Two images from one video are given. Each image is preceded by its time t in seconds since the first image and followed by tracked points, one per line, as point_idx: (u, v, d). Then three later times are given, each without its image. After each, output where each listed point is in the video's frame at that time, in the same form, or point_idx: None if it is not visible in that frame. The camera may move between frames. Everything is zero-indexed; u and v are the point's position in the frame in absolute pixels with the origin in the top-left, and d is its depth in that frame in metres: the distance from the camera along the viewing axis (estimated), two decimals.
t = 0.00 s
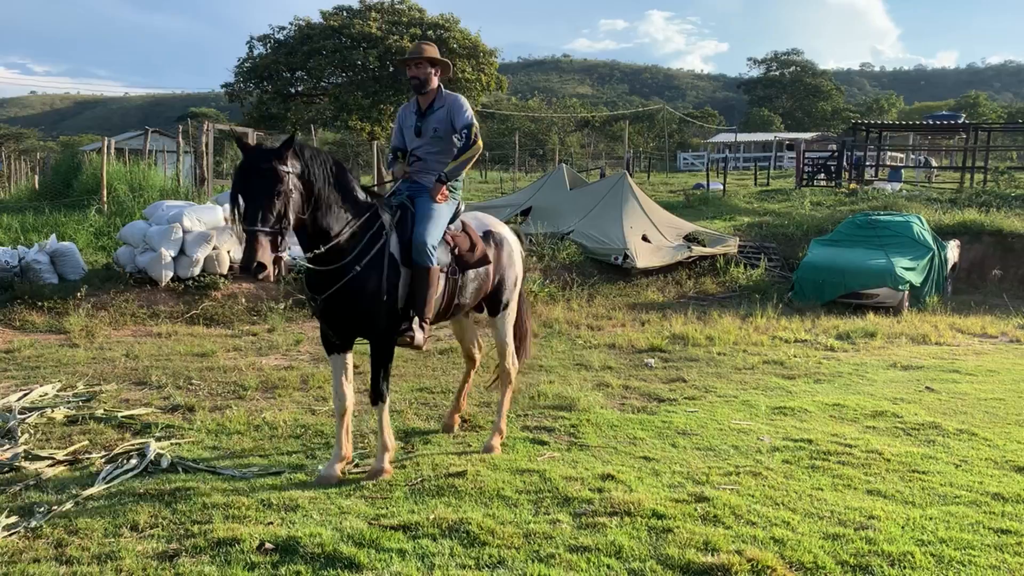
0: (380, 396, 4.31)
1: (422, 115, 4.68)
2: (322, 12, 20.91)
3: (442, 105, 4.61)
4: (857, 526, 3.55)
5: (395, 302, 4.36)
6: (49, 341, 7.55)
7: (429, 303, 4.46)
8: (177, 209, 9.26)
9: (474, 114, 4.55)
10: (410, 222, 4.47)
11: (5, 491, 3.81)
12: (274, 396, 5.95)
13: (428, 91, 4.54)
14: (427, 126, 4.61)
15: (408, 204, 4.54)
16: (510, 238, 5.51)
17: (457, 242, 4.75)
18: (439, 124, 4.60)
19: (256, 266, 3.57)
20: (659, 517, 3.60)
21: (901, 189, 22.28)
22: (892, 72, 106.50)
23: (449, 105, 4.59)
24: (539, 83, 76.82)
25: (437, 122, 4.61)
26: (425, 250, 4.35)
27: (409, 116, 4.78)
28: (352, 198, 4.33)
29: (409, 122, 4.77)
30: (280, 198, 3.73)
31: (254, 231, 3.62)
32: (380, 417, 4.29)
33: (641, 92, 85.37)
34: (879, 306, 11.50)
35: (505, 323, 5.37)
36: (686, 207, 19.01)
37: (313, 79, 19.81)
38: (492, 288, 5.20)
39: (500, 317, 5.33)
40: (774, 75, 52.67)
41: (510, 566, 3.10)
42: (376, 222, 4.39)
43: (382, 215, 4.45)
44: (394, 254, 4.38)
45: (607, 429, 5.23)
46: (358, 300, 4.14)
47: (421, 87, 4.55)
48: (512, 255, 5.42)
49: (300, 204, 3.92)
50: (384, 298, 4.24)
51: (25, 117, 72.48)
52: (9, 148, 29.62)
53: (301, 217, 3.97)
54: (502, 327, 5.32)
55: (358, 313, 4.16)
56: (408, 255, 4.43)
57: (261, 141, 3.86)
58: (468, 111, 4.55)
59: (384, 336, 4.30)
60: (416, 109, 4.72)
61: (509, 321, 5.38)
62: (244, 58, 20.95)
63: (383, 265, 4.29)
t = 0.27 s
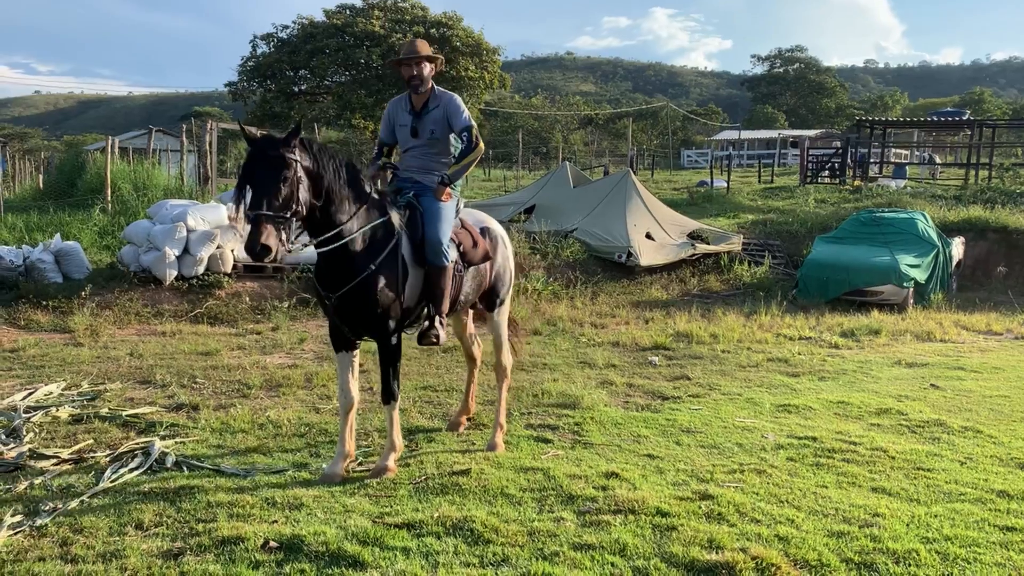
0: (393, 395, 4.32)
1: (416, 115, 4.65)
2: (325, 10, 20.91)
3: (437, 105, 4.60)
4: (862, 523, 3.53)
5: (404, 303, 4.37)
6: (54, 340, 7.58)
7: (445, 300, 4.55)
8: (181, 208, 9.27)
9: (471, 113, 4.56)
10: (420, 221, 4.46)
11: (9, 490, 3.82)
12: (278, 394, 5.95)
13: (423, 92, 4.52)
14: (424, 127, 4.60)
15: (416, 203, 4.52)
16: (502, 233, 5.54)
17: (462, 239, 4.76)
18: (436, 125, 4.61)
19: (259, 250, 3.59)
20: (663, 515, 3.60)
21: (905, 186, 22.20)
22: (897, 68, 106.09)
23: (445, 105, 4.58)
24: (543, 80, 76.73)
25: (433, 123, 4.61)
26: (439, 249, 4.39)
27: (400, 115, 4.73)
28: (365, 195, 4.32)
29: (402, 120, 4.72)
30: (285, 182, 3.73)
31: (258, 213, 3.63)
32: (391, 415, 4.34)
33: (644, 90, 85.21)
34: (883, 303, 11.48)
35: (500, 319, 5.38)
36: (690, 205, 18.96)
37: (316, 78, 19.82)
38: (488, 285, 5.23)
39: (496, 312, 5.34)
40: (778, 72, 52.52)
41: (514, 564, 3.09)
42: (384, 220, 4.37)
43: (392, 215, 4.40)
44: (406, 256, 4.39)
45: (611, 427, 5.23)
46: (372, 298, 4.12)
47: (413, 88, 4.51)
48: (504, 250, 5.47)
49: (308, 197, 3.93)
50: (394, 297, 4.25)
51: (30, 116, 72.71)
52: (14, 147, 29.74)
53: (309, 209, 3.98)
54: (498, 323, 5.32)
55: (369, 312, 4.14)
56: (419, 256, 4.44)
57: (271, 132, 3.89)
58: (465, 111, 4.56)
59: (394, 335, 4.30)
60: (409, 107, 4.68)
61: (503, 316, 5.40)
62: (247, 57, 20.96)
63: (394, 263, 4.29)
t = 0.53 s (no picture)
0: (398, 395, 4.32)
1: (418, 113, 4.64)
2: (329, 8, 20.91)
3: (439, 101, 4.59)
4: (866, 521, 3.52)
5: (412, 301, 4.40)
6: (60, 338, 7.60)
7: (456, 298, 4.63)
8: (185, 206, 9.29)
9: (474, 110, 4.59)
10: (428, 220, 4.53)
11: (15, 487, 3.84)
12: (283, 391, 5.96)
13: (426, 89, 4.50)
14: (428, 125, 4.60)
15: (424, 202, 4.59)
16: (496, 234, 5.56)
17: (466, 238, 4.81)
18: (439, 122, 4.60)
19: (263, 245, 3.53)
20: (667, 512, 3.59)
21: (911, 183, 22.12)
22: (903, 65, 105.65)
23: (448, 102, 4.58)
24: (547, 78, 76.63)
25: (437, 121, 4.60)
26: (449, 250, 4.48)
27: (402, 113, 4.70)
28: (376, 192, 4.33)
29: (404, 119, 4.71)
30: (294, 179, 3.68)
31: (265, 209, 3.59)
32: (396, 414, 4.34)
33: (648, 87, 85.05)
34: (888, 301, 11.44)
35: (496, 318, 5.39)
36: (695, 203, 18.93)
37: (321, 75, 19.83)
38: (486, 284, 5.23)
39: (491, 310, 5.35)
40: (783, 70, 52.35)
41: (518, 562, 3.09)
42: (396, 220, 4.39)
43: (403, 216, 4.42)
44: (415, 256, 4.45)
45: (616, 425, 5.22)
46: (382, 296, 4.15)
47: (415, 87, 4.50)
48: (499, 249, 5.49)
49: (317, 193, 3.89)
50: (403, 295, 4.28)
51: (35, 114, 72.92)
52: (20, 145, 29.84)
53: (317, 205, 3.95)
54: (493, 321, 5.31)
55: (379, 310, 4.16)
56: (428, 255, 4.52)
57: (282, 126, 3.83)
58: (468, 109, 4.59)
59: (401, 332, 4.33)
60: (410, 105, 4.67)
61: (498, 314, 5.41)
62: (251, 55, 20.99)
63: (403, 262, 4.33)
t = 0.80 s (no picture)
0: (400, 394, 4.35)
1: (425, 118, 4.64)
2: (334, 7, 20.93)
3: (447, 107, 4.60)
4: (870, 523, 3.52)
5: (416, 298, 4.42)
6: (65, 335, 7.63)
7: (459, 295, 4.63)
8: (191, 205, 9.31)
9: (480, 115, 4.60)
10: (434, 221, 4.54)
11: (20, 484, 3.86)
12: (287, 390, 5.98)
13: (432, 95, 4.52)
14: (435, 129, 4.60)
15: (428, 203, 4.57)
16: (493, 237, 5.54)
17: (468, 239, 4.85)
18: (446, 127, 4.61)
19: (264, 263, 3.58)
20: (671, 513, 3.59)
21: (916, 184, 22.05)
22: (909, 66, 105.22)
23: (455, 108, 4.59)
24: (551, 78, 76.58)
25: (444, 125, 4.61)
26: (454, 248, 4.49)
27: (408, 118, 4.71)
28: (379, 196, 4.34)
29: (411, 124, 4.70)
30: (288, 196, 3.70)
31: (261, 228, 3.64)
32: (398, 413, 4.36)
33: (653, 87, 84.96)
34: (893, 302, 11.41)
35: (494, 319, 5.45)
36: (699, 203, 18.91)
37: (326, 74, 19.86)
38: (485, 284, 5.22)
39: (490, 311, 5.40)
40: (788, 70, 52.23)
41: (521, 561, 3.10)
42: (400, 219, 4.39)
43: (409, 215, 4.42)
44: (419, 254, 4.47)
45: (619, 425, 5.22)
46: (387, 294, 4.16)
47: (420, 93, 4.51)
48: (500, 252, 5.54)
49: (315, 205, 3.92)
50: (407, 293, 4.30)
51: (41, 112, 73.16)
52: (26, 143, 29.95)
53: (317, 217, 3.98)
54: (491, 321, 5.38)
55: (384, 308, 4.18)
56: (433, 252, 4.54)
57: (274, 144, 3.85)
58: (474, 113, 4.59)
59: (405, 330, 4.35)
60: (417, 110, 4.67)
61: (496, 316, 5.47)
62: (257, 53, 21.04)
63: (407, 261, 4.34)
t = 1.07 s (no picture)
0: (402, 393, 4.37)
1: (433, 113, 4.71)
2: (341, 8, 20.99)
3: (456, 107, 4.68)
4: (876, 526, 3.50)
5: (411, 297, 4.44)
6: (71, 335, 7.66)
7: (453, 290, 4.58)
8: (197, 205, 9.33)
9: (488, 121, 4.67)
10: (426, 220, 4.51)
11: (26, 483, 3.87)
12: (293, 390, 5.99)
13: (441, 94, 4.63)
14: (441, 125, 4.66)
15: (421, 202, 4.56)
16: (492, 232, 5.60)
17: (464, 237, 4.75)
18: (453, 125, 4.67)
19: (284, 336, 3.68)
20: (676, 515, 3.58)
21: (923, 187, 21.97)
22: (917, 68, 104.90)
23: (465, 109, 4.67)
24: (557, 79, 76.56)
25: (451, 123, 4.67)
26: (449, 248, 4.47)
27: (415, 112, 4.79)
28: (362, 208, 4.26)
29: (418, 117, 4.78)
30: (287, 266, 3.68)
31: (271, 303, 3.66)
32: (402, 412, 4.37)
33: (659, 89, 84.89)
34: (899, 305, 11.36)
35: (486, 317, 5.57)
36: (705, 205, 18.87)
37: (332, 75, 19.91)
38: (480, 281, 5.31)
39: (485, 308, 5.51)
40: (794, 72, 52.12)
41: (526, 563, 3.09)
42: (387, 222, 4.33)
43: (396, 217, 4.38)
44: (410, 254, 4.43)
45: (625, 427, 5.21)
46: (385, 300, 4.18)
47: (430, 88, 4.61)
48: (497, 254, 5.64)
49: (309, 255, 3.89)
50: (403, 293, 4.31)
51: (48, 112, 73.51)
52: (33, 143, 30.09)
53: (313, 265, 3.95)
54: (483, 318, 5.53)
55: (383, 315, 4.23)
56: (424, 251, 4.51)
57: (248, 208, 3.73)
58: (482, 118, 4.66)
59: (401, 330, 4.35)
60: (427, 105, 4.74)
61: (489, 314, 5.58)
62: (263, 55, 21.11)
63: (399, 263, 4.32)
